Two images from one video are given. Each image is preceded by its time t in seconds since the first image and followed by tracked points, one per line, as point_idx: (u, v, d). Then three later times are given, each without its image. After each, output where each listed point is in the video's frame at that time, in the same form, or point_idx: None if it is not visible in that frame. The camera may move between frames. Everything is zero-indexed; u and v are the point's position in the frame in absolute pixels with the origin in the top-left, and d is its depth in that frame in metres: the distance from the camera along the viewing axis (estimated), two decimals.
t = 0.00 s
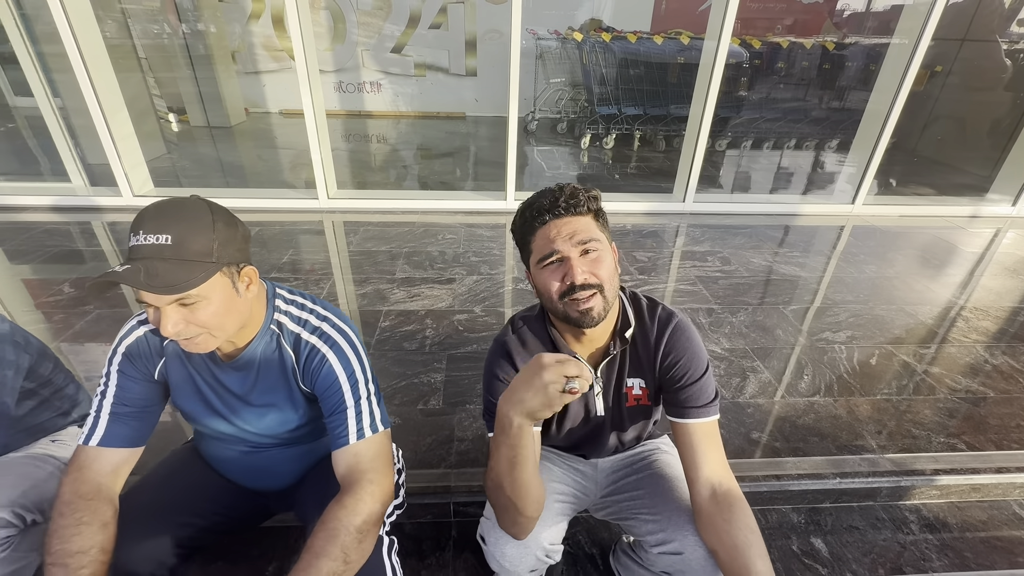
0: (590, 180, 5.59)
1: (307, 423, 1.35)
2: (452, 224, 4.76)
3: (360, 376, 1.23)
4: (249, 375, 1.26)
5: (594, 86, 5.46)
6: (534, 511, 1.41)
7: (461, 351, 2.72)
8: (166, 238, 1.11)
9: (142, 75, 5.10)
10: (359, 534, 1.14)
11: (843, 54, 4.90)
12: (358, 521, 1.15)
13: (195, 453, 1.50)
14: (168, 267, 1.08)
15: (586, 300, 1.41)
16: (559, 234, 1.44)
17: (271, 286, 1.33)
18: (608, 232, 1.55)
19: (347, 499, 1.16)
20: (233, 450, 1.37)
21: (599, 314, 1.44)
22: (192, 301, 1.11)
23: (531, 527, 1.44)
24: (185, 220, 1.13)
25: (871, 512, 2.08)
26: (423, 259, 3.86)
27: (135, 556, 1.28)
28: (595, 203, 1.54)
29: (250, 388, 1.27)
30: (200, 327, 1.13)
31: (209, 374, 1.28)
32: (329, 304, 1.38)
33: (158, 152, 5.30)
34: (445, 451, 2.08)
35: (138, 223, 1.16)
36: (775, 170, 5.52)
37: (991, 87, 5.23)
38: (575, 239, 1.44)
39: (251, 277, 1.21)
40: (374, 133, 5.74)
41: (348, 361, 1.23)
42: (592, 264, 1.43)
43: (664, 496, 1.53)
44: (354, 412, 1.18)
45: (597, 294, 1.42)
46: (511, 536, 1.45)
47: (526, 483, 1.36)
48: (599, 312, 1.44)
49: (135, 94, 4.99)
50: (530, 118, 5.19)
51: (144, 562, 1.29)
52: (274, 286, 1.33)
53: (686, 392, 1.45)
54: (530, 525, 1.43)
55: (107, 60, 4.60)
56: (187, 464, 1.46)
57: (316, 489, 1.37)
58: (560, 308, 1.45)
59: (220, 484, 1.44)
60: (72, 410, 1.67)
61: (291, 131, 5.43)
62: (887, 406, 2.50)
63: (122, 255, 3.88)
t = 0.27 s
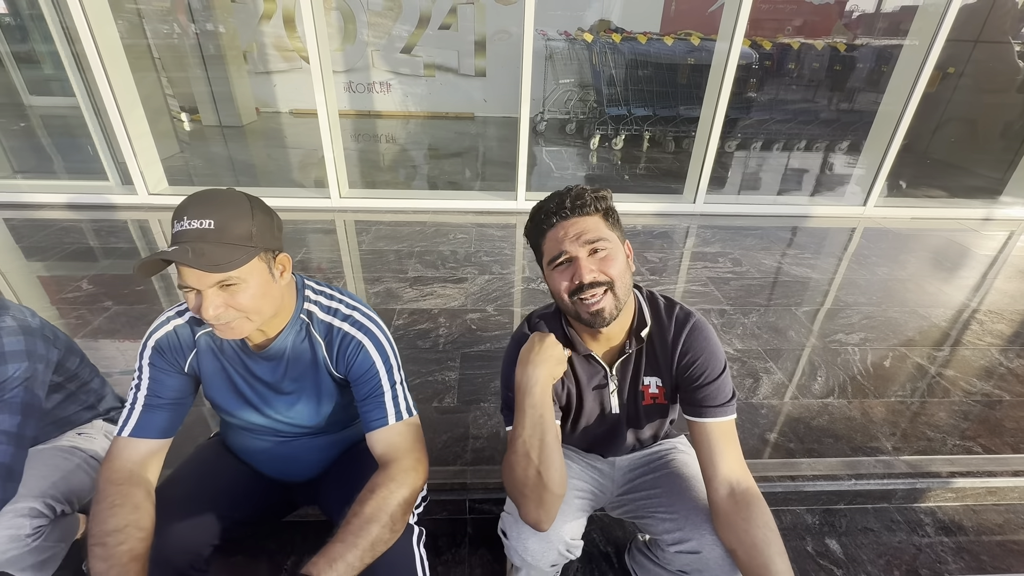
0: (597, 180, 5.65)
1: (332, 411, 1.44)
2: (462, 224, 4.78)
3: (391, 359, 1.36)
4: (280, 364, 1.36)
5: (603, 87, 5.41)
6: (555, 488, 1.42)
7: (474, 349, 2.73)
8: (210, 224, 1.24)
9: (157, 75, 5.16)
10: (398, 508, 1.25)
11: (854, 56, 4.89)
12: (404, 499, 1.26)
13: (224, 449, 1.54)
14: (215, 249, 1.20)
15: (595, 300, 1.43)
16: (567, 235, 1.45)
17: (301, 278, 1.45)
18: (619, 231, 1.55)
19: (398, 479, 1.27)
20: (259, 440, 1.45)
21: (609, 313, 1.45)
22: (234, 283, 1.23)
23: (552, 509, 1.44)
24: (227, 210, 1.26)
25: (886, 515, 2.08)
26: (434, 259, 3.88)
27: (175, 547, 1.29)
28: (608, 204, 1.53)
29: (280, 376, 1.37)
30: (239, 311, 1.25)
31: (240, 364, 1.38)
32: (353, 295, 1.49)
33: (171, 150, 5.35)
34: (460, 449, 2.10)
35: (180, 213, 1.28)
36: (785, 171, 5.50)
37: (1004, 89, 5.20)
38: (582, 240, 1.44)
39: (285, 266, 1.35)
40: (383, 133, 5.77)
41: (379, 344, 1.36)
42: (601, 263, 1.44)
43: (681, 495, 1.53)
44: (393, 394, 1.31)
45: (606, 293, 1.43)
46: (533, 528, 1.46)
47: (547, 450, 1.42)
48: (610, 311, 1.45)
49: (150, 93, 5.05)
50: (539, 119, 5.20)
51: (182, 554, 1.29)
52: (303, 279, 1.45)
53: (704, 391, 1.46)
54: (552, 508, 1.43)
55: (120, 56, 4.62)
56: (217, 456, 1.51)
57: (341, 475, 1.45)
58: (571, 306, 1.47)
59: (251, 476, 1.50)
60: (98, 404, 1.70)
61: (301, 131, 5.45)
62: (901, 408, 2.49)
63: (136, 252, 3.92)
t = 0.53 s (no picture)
0: (601, 180, 5.69)
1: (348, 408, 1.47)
2: (467, 224, 4.80)
3: (409, 357, 1.40)
4: (296, 361, 1.38)
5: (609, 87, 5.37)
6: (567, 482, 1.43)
7: (482, 349, 2.74)
8: (232, 220, 1.26)
9: (164, 74, 5.17)
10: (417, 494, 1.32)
11: (861, 57, 4.87)
12: (423, 486, 1.33)
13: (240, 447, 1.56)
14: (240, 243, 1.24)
15: (598, 301, 1.43)
16: (573, 238, 1.46)
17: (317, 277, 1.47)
18: (626, 233, 1.54)
19: (423, 466, 1.35)
20: (276, 439, 1.48)
21: (614, 314, 1.46)
22: (256, 278, 1.26)
23: (565, 502, 1.44)
24: (249, 206, 1.29)
25: (895, 518, 2.07)
26: (441, 259, 3.89)
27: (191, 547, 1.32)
28: (616, 205, 1.53)
29: (297, 374, 1.40)
30: (260, 307, 1.27)
31: (258, 363, 1.40)
32: (368, 292, 1.52)
33: (178, 149, 5.38)
34: (469, 448, 2.10)
35: (200, 210, 1.30)
36: (792, 172, 5.49)
37: (1013, 91, 5.17)
38: (588, 243, 1.44)
39: (302, 262, 1.38)
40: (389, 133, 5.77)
41: (396, 340, 1.39)
42: (606, 266, 1.44)
43: (691, 494, 1.53)
44: (409, 393, 1.37)
45: (610, 295, 1.44)
46: (545, 523, 1.46)
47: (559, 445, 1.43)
48: (613, 312, 1.45)
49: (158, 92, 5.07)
50: (545, 119, 5.20)
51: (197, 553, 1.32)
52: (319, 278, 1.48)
53: (712, 390, 1.46)
54: (565, 501, 1.44)
55: (133, 56, 4.74)
56: (232, 455, 1.53)
57: (356, 471, 1.47)
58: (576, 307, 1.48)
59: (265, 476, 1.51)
60: (111, 401, 1.71)
61: (307, 130, 5.47)
62: (910, 411, 2.48)
63: (145, 251, 3.94)
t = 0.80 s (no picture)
0: (602, 180, 5.68)
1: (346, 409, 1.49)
2: (468, 224, 4.80)
3: (403, 360, 1.40)
4: (295, 363, 1.40)
5: (611, 87, 5.37)
6: (553, 490, 1.43)
7: (482, 350, 2.74)
8: (239, 219, 1.26)
9: (166, 72, 5.17)
10: (391, 492, 1.33)
11: (862, 57, 4.86)
12: (400, 488, 1.34)
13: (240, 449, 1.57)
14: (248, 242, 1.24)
15: (591, 301, 1.42)
16: (564, 239, 1.44)
17: (318, 277, 1.48)
18: (619, 234, 1.53)
19: (411, 468, 1.37)
20: (277, 439, 1.51)
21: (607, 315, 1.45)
22: (263, 278, 1.26)
23: (556, 507, 1.45)
24: (255, 207, 1.29)
25: (896, 521, 2.06)
26: (442, 259, 3.88)
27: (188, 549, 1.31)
28: (606, 205, 1.52)
29: (295, 375, 1.42)
30: (264, 307, 1.27)
31: (257, 364, 1.42)
32: (367, 292, 1.52)
33: (179, 148, 5.38)
34: (468, 450, 2.09)
35: (206, 209, 1.30)
36: (794, 172, 5.48)
37: (1015, 92, 5.15)
38: (579, 244, 1.43)
39: (306, 263, 1.38)
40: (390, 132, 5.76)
41: (394, 343, 1.40)
42: (599, 267, 1.43)
43: (690, 498, 1.52)
44: (396, 396, 1.35)
45: (605, 295, 1.42)
46: (538, 524, 1.47)
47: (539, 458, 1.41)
48: (607, 312, 1.44)
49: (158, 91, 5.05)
50: (546, 119, 5.18)
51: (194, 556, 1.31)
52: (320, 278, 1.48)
53: (708, 392, 1.45)
54: (554, 505, 1.44)
55: (132, 56, 4.70)
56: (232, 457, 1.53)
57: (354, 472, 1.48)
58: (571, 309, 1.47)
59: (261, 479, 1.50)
60: (109, 401, 1.71)
61: (308, 129, 5.46)
62: (911, 414, 2.47)
63: (145, 250, 3.94)
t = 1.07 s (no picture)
0: (600, 179, 5.64)
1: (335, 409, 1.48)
2: (465, 223, 4.78)
3: (391, 361, 1.40)
4: (284, 363, 1.40)
5: (609, 86, 5.37)
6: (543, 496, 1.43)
7: (476, 349, 2.73)
8: (228, 218, 1.24)
9: (162, 70, 5.14)
10: (363, 491, 1.31)
11: (861, 57, 4.85)
12: (373, 488, 1.32)
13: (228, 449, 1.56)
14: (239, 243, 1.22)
15: (579, 303, 1.41)
16: (550, 241, 1.43)
17: (307, 277, 1.47)
18: (609, 233, 1.52)
19: (386, 471, 1.35)
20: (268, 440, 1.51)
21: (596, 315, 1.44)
22: (252, 281, 1.24)
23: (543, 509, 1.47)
24: (243, 206, 1.28)
25: (890, 521, 2.06)
26: (438, 258, 3.87)
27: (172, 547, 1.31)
28: (593, 204, 1.49)
29: (284, 376, 1.41)
30: (254, 308, 1.26)
31: (247, 365, 1.42)
32: (359, 291, 1.52)
33: (175, 146, 5.37)
34: (461, 450, 2.09)
35: (194, 208, 1.29)
36: (792, 172, 5.47)
37: (1014, 93, 5.15)
38: (564, 246, 1.42)
39: (296, 263, 1.37)
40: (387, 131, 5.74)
41: (383, 343, 1.39)
42: (587, 268, 1.41)
43: (681, 500, 1.51)
44: (380, 398, 1.35)
45: (593, 296, 1.41)
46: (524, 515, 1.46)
47: (538, 473, 1.36)
48: (595, 313, 1.44)
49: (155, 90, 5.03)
50: (544, 118, 5.17)
51: (178, 555, 1.32)
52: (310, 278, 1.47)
53: (700, 392, 1.44)
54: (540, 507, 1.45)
55: (131, 55, 4.75)
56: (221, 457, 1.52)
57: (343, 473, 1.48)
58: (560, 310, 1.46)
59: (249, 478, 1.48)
60: (99, 401, 1.70)
61: (305, 127, 5.44)
62: (907, 414, 2.47)
63: (140, 248, 3.93)
